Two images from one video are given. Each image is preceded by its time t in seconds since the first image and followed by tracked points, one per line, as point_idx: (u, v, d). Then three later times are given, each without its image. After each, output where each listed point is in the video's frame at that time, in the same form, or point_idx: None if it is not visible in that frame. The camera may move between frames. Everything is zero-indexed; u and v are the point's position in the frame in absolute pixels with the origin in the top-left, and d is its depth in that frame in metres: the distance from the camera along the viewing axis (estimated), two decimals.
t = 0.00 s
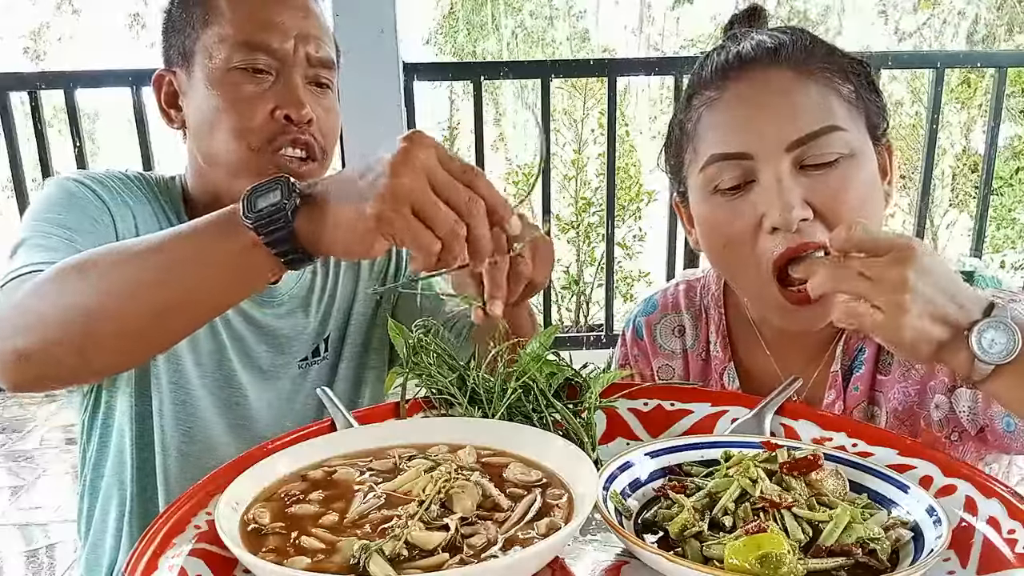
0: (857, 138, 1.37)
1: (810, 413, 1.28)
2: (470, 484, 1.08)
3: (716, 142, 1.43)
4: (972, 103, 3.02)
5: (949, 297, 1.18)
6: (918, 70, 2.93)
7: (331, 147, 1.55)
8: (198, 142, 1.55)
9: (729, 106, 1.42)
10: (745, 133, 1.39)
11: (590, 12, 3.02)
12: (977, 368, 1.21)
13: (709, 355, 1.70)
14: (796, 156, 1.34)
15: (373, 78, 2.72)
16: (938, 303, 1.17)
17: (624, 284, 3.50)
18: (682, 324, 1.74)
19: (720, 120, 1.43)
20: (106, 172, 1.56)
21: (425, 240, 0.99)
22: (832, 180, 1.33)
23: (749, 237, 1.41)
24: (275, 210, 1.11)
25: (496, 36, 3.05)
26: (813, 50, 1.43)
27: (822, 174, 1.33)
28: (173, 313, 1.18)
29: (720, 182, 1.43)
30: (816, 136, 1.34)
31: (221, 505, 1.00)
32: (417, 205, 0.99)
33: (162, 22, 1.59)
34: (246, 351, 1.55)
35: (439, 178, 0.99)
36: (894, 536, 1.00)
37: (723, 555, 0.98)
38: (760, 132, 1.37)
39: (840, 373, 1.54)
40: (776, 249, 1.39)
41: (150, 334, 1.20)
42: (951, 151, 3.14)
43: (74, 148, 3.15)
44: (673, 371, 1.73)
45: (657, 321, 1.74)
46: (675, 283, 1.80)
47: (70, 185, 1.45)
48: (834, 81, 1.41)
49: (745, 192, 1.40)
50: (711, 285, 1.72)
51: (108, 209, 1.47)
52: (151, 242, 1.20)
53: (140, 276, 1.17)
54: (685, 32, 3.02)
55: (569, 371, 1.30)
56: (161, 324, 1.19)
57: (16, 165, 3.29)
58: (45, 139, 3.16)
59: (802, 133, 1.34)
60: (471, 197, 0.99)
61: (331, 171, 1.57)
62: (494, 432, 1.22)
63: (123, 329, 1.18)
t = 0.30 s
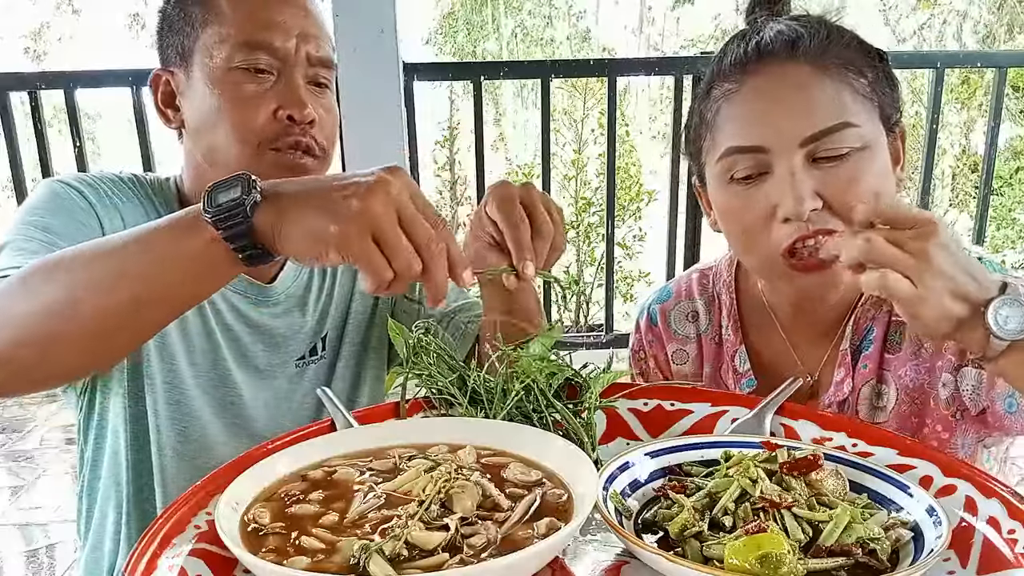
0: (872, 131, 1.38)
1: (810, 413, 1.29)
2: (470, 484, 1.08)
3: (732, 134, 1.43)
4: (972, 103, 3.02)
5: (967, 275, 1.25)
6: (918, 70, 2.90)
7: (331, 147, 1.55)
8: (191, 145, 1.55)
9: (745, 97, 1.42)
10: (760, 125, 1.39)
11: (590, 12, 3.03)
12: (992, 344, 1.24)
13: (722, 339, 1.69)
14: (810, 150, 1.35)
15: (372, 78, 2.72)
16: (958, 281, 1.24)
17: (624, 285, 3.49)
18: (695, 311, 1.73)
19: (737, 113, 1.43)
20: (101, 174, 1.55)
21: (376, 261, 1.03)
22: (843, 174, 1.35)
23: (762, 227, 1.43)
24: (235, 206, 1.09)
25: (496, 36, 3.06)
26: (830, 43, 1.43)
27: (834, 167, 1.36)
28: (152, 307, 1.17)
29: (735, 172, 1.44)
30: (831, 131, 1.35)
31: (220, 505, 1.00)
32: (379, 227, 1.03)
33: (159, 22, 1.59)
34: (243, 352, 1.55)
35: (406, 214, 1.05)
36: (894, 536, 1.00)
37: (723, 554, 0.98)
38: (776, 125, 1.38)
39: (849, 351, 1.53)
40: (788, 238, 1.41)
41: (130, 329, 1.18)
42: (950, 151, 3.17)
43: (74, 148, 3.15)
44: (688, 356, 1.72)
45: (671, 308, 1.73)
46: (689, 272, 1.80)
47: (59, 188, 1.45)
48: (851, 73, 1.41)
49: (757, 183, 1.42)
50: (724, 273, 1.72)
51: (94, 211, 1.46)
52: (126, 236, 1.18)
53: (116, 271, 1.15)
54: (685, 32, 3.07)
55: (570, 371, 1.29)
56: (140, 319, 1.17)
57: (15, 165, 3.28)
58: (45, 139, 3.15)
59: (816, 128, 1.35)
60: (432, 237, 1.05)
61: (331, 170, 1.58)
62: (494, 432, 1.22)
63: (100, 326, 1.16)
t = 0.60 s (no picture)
0: (876, 121, 1.40)
1: (810, 413, 1.29)
2: (470, 484, 1.08)
3: (741, 118, 1.45)
4: (972, 103, 3.03)
5: None
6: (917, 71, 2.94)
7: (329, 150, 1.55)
8: (187, 144, 1.56)
9: (756, 81, 1.43)
10: (768, 109, 1.40)
11: (589, 12, 3.00)
12: None
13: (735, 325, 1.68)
14: (814, 137, 1.37)
15: (371, 78, 2.72)
16: None
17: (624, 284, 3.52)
18: (708, 298, 1.72)
19: (746, 96, 1.44)
20: (98, 176, 1.55)
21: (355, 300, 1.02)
22: (845, 161, 1.37)
23: (767, 209, 1.43)
24: (230, 239, 1.06)
25: (495, 35, 3.04)
26: (843, 31, 1.44)
27: (836, 154, 1.37)
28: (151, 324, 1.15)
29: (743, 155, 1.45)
30: (835, 118, 1.37)
31: (220, 505, 1.00)
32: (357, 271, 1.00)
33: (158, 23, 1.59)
34: (240, 352, 1.56)
35: (389, 257, 1.01)
36: (894, 535, 1.00)
37: (723, 554, 0.97)
38: (782, 111, 1.39)
39: (861, 339, 1.56)
40: (791, 222, 1.42)
41: (130, 345, 1.17)
42: (951, 151, 3.18)
43: (74, 147, 3.15)
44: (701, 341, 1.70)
45: (685, 296, 1.73)
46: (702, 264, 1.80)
47: (55, 195, 1.45)
48: (861, 63, 1.42)
49: (763, 166, 1.42)
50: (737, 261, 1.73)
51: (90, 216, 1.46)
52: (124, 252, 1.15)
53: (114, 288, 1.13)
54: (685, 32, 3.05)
55: (570, 371, 1.29)
56: (140, 336, 1.16)
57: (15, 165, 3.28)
58: (45, 138, 3.16)
59: (821, 116, 1.37)
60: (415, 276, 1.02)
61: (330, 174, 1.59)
62: (494, 431, 1.22)
63: (100, 343, 1.16)
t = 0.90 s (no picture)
0: (906, 118, 1.38)
1: (810, 413, 1.29)
2: (470, 484, 1.08)
3: (773, 107, 1.43)
4: (972, 103, 3.02)
5: None
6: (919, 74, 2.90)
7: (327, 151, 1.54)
8: (184, 148, 1.54)
9: (790, 72, 1.42)
10: (801, 99, 1.39)
11: (590, 12, 3.04)
12: None
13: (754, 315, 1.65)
14: (845, 130, 1.36)
15: (371, 78, 2.72)
16: None
17: (623, 285, 3.54)
18: (727, 287, 1.68)
19: (780, 85, 1.42)
20: (97, 178, 1.55)
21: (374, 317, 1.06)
22: (876, 156, 1.35)
23: (791, 197, 1.41)
24: (228, 293, 1.08)
25: (496, 35, 3.06)
26: (881, 27, 1.42)
27: (867, 149, 1.36)
28: (155, 355, 1.14)
29: (772, 143, 1.43)
30: (866, 114, 1.36)
31: (220, 506, 1.00)
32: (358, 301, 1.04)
33: (155, 24, 1.59)
34: (241, 354, 1.54)
35: (377, 274, 1.03)
36: (894, 536, 1.00)
37: (723, 555, 0.97)
38: (815, 102, 1.38)
39: (879, 337, 1.51)
40: (809, 213, 1.40)
41: (131, 376, 1.15)
42: (950, 151, 3.17)
43: (74, 148, 3.15)
44: (719, 330, 1.66)
45: (705, 284, 1.70)
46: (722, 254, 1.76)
47: (53, 200, 1.44)
48: (897, 60, 1.40)
49: (793, 156, 1.41)
50: (757, 252, 1.69)
51: (90, 221, 1.46)
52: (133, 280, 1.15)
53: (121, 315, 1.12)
54: (684, 31, 3.09)
55: (570, 371, 1.29)
56: (143, 366, 1.14)
57: (15, 166, 3.28)
58: (44, 138, 3.16)
59: (854, 110, 1.36)
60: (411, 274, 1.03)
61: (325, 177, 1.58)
62: (494, 431, 1.22)
63: (101, 372, 1.13)
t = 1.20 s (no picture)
0: (926, 121, 1.37)
1: (810, 413, 1.29)
2: (470, 484, 1.08)
3: (791, 102, 1.42)
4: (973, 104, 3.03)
5: None
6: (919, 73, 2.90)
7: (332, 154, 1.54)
8: (188, 147, 1.53)
9: (811, 66, 1.40)
10: (823, 94, 1.38)
11: (591, 11, 2.94)
12: None
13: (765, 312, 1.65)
14: (863, 128, 1.35)
15: (372, 78, 2.71)
16: None
17: (624, 284, 3.52)
18: (738, 285, 1.67)
19: (800, 80, 1.41)
20: (101, 178, 1.54)
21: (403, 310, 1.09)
22: (892, 156, 1.35)
23: (807, 194, 1.41)
24: (278, 293, 1.08)
25: (496, 35, 2.99)
26: (911, 25, 1.41)
27: (883, 149, 1.35)
28: (169, 376, 1.13)
29: (789, 136, 1.43)
30: (884, 113, 1.35)
31: (220, 506, 1.00)
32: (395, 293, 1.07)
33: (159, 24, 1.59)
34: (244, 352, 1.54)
35: (423, 272, 1.08)
36: (894, 536, 1.00)
37: (723, 554, 0.98)
38: (834, 98, 1.37)
39: (891, 339, 1.50)
40: (829, 212, 1.40)
41: (146, 395, 1.15)
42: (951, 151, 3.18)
43: (74, 147, 3.15)
44: (728, 328, 1.66)
45: (716, 282, 1.69)
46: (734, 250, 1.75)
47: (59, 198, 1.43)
48: (922, 59, 1.39)
49: (809, 152, 1.40)
50: (769, 250, 1.68)
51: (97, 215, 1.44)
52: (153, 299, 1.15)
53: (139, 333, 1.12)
54: (684, 30, 3.01)
55: (570, 370, 1.29)
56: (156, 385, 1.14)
57: (15, 165, 3.28)
58: (44, 138, 3.16)
59: (873, 108, 1.35)
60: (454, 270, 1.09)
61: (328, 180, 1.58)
62: (494, 431, 1.22)
63: (117, 389, 1.13)
